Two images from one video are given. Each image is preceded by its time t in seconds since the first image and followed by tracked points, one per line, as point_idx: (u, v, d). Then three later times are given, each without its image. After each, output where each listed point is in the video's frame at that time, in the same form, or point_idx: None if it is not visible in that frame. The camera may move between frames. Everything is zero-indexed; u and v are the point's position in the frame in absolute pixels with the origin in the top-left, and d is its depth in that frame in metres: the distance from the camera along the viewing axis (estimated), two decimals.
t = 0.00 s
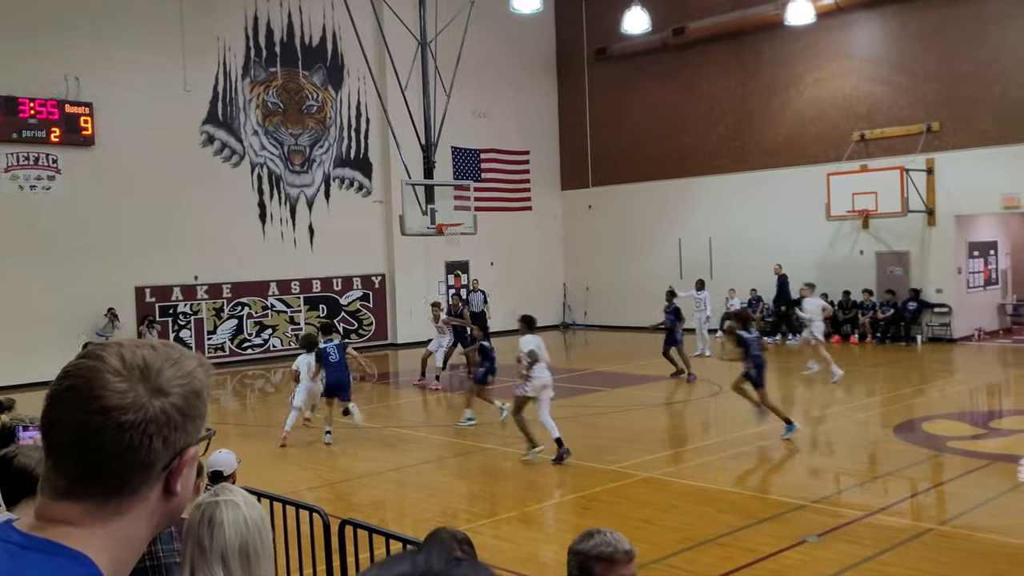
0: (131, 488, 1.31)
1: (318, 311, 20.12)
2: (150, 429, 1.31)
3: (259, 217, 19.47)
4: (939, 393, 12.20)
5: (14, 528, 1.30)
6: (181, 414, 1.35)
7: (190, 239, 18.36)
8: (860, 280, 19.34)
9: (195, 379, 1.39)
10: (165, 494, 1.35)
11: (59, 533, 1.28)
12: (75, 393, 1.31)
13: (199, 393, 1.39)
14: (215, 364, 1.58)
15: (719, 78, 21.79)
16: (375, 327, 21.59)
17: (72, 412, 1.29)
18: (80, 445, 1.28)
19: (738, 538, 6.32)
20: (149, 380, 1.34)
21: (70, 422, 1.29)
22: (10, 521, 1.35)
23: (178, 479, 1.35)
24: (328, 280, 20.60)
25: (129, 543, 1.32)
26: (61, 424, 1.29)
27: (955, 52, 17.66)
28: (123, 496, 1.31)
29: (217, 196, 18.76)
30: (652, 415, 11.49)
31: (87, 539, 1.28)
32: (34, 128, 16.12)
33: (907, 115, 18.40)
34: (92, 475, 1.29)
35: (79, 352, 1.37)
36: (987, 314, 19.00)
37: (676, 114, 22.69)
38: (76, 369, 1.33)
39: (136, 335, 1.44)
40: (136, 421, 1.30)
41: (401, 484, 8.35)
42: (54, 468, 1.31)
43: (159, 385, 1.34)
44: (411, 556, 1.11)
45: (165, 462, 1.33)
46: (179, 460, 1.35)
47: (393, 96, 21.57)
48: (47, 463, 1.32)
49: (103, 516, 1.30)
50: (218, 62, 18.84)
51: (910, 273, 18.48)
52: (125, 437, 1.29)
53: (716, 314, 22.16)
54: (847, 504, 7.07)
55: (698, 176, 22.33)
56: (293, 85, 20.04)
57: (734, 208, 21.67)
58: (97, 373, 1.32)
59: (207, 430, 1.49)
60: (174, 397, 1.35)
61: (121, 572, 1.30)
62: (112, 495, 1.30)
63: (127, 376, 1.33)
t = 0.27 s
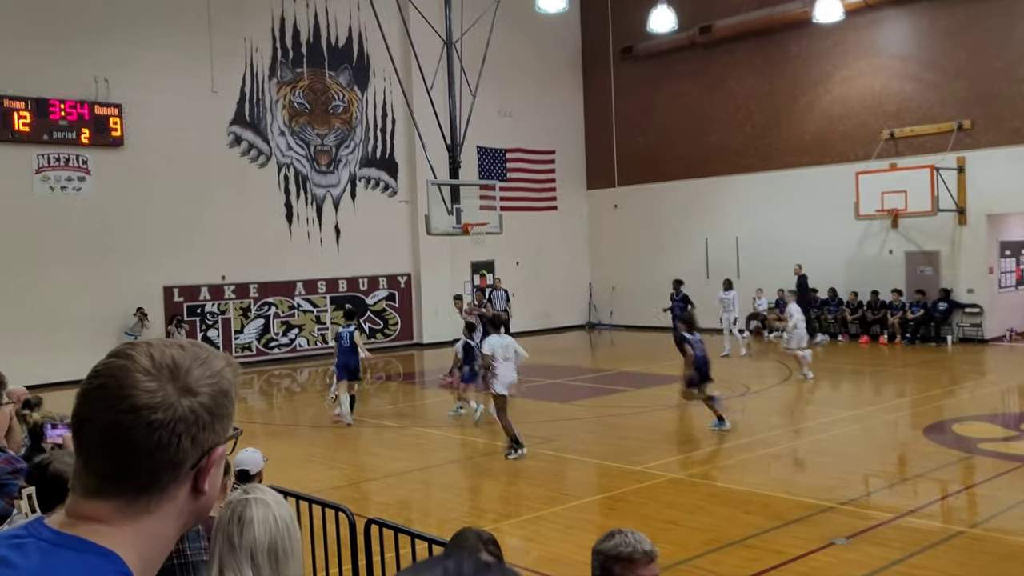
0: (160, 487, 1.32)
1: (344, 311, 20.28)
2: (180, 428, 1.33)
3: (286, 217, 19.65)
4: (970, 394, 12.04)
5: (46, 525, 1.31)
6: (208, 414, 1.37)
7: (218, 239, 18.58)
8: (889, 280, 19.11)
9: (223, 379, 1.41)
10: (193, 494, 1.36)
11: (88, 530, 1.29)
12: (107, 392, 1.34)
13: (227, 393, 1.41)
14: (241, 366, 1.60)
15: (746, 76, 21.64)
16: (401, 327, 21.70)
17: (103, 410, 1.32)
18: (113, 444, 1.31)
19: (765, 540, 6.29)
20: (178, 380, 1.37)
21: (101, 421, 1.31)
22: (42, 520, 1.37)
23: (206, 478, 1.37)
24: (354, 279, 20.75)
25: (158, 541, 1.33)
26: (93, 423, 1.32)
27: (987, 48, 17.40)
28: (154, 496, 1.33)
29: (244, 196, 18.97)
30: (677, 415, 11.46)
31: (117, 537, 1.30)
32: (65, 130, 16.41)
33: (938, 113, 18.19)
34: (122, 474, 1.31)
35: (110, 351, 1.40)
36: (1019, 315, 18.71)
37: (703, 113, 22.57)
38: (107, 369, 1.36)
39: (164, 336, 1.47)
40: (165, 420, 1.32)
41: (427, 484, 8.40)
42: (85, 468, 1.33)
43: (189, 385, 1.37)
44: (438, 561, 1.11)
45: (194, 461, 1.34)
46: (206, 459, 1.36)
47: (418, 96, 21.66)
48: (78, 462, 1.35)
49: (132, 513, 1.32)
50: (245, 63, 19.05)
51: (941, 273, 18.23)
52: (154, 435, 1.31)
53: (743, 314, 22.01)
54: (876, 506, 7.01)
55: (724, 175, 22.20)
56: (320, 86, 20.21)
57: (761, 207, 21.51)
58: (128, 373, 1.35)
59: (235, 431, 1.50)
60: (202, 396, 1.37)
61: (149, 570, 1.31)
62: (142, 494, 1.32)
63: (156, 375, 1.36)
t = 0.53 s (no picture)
0: (176, 485, 1.34)
1: (359, 311, 20.36)
2: (195, 427, 1.35)
3: (301, 218, 19.75)
4: (988, 394, 11.94)
5: (63, 523, 1.33)
6: (225, 413, 1.39)
7: (234, 239, 18.69)
8: (905, 280, 18.96)
9: (237, 378, 1.43)
10: (208, 492, 1.37)
11: (105, 529, 1.31)
12: (124, 391, 1.36)
13: (242, 393, 1.43)
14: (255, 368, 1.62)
15: (762, 75, 21.56)
16: (416, 326, 21.76)
17: (119, 409, 1.34)
18: (127, 442, 1.32)
19: (781, 541, 6.26)
20: (194, 379, 1.39)
21: (118, 420, 1.33)
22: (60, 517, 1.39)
23: (221, 477, 1.38)
24: (369, 279, 20.82)
25: (173, 540, 1.34)
26: (109, 421, 1.33)
27: (1005, 46, 17.25)
28: (168, 494, 1.34)
29: (259, 197, 19.08)
30: (692, 415, 11.44)
31: (132, 536, 1.31)
32: (81, 131, 16.56)
33: (955, 112, 18.07)
34: (138, 472, 1.32)
35: (127, 351, 1.42)
36: None
37: (718, 112, 22.49)
38: (124, 368, 1.38)
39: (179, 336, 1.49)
40: (181, 420, 1.34)
41: (441, 484, 8.43)
42: (102, 466, 1.35)
43: (204, 384, 1.39)
44: (446, 563, 1.12)
45: (209, 460, 1.36)
46: (223, 459, 1.38)
47: (432, 96, 21.72)
48: (95, 460, 1.36)
49: (148, 512, 1.33)
50: (260, 63, 19.16)
51: (959, 273, 18.08)
52: (169, 434, 1.32)
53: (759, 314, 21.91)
54: (892, 507, 6.97)
55: (740, 175, 22.11)
56: (335, 86, 20.31)
57: (776, 207, 21.42)
58: (144, 372, 1.37)
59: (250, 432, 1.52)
60: (218, 396, 1.38)
61: (165, 569, 1.32)
62: (157, 492, 1.33)
63: (172, 375, 1.38)
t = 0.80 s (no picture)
0: (188, 485, 1.35)
1: (370, 311, 20.41)
2: (208, 427, 1.36)
3: (313, 218, 19.82)
4: (1002, 395, 11.86)
5: (77, 521, 1.35)
6: (236, 413, 1.40)
7: (245, 239, 18.78)
8: (918, 280, 18.87)
9: (250, 378, 1.45)
10: (220, 491, 1.39)
11: (116, 527, 1.32)
12: (137, 391, 1.37)
13: (254, 392, 1.45)
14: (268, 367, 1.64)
15: (773, 74, 21.49)
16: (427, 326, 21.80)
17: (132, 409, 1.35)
18: (141, 441, 1.34)
19: (792, 541, 6.25)
20: (207, 379, 1.40)
21: (131, 419, 1.35)
22: (73, 515, 1.41)
23: (233, 476, 1.39)
24: (380, 279, 20.86)
25: (184, 538, 1.36)
26: (123, 420, 1.35)
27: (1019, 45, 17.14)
28: (180, 493, 1.35)
29: (271, 196, 19.16)
30: (702, 416, 11.42)
31: (145, 534, 1.32)
32: (94, 131, 16.67)
33: (969, 111, 17.95)
34: (150, 472, 1.34)
35: (140, 350, 1.43)
36: None
37: (729, 111, 22.43)
38: (136, 368, 1.39)
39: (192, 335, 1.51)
40: (193, 419, 1.35)
41: (452, 483, 8.45)
42: (115, 464, 1.36)
43: (217, 384, 1.40)
44: (454, 564, 1.13)
45: (221, 459, 1.37)
46: (235, 458, 1.39)
47: (443, 96, 21.76)
48: (108, 460, 1.38)
49: (160, 511, 1.35)
50: (272, 64, 19.24)
51: (972, 273, 17.97)
52: (182, 434, 1.34)
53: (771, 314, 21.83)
54: (904, 508, 6.94)
55: (752, 175, 22.04)
56: (346, 86, 20.37)
57: (788, 206, 21.33)
58: (157, 371, 1.38)
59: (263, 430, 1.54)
60: (230, 396, 1.40)
61: (176, 567, 1.34)
62: (170, 490, 1.35)
63: (185, 374, 1.39)
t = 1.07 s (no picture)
0: (195, 484, 1.37)
1: (376, 311, 20.45)
2: (213, 427, 1.37)
3: (319, 218, 19.87)
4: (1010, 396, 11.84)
5: (85, 520, 1.37)
6: (241, 412, 1.41)
7: (252, 239, 18.84)
8: (925, 280, 18.83)
9: (254, 377, 1.46)
10: (226, 490, 1.40)
11: (123, 526, 1.34)
12: (142, 392, 1.38)
13: (259, 391, 1.46)
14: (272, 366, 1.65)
15: (780, 75, 21.45)
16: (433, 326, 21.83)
17: (139, 409, 1.36)
18: (147, 441, 1.35)
19: (798, 542, 6.26)
20: (212, 378, 1.41)
21: (136, 420, 1.36)
22: (82, 514, 1.43)
23: (238, 475, 1.41)
24: (386, 279, 20.91)
25: (190, 536, 1.38)
26: (128, 421, 1.36)
27: None
28: (186, 492, 1.36)
29: (277, 197, 19.21)
30: (708, 416, 11.42)
31: (152, 533, 1.34)
32: (101, 131, 16.75)
33: (976, 111, 17.90)
34: (155, 472, 1.35)
35: (146, 350, 1.45)
36: None
37: (736, 111, 22.41)
38: (142, 368, 1.41)
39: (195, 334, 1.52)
40: (198, 419, 1.37)
41: (458, 483, 8.46)
42: (122, 464, 1.38)
43: (221, 383, 1.41)
44: (459, 563, 1.15)
45: (227, 459, 1.39)
46: (241, 457, 1.41)
47: (449, 96, 21.80)
48: (115, 459, 1.39)
49: (167, 510, 1.36)
50: (278, 64, 19.29)
51: (979, 274, 17.96)
52: (188, 433, 1.35)
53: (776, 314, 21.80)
54: (911, 509, 6.94)
55: (758, 175, 22.01)
56: (352, 86, 20.42)
57: (794, 206, 21.31)
58: (162, 372, 1.39)
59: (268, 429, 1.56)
60: (236, 396, 1.41)
61: (184, 565, 1.36)
62: (176, 489, 1.36)
63: (190, 374, 1.41)
